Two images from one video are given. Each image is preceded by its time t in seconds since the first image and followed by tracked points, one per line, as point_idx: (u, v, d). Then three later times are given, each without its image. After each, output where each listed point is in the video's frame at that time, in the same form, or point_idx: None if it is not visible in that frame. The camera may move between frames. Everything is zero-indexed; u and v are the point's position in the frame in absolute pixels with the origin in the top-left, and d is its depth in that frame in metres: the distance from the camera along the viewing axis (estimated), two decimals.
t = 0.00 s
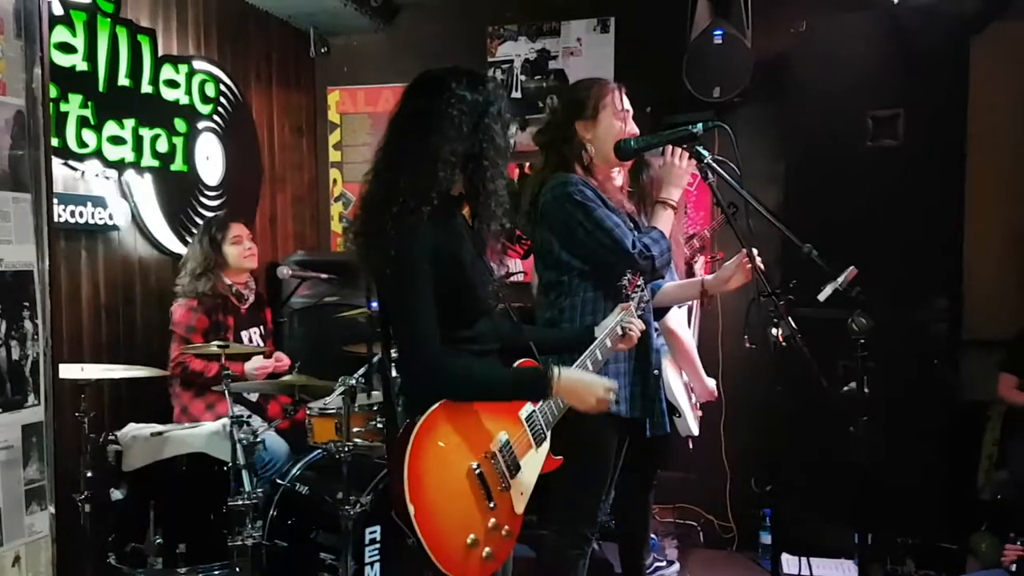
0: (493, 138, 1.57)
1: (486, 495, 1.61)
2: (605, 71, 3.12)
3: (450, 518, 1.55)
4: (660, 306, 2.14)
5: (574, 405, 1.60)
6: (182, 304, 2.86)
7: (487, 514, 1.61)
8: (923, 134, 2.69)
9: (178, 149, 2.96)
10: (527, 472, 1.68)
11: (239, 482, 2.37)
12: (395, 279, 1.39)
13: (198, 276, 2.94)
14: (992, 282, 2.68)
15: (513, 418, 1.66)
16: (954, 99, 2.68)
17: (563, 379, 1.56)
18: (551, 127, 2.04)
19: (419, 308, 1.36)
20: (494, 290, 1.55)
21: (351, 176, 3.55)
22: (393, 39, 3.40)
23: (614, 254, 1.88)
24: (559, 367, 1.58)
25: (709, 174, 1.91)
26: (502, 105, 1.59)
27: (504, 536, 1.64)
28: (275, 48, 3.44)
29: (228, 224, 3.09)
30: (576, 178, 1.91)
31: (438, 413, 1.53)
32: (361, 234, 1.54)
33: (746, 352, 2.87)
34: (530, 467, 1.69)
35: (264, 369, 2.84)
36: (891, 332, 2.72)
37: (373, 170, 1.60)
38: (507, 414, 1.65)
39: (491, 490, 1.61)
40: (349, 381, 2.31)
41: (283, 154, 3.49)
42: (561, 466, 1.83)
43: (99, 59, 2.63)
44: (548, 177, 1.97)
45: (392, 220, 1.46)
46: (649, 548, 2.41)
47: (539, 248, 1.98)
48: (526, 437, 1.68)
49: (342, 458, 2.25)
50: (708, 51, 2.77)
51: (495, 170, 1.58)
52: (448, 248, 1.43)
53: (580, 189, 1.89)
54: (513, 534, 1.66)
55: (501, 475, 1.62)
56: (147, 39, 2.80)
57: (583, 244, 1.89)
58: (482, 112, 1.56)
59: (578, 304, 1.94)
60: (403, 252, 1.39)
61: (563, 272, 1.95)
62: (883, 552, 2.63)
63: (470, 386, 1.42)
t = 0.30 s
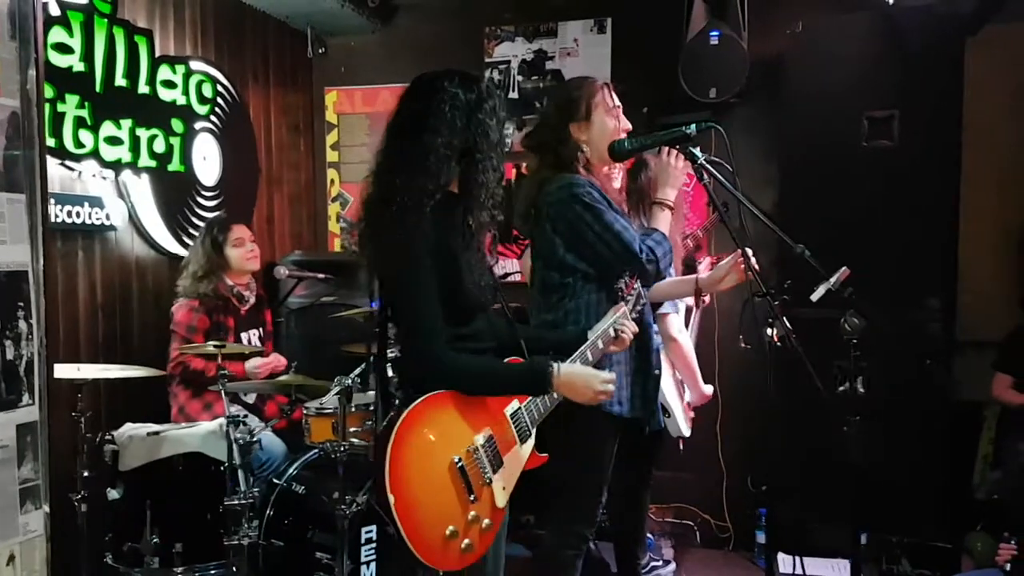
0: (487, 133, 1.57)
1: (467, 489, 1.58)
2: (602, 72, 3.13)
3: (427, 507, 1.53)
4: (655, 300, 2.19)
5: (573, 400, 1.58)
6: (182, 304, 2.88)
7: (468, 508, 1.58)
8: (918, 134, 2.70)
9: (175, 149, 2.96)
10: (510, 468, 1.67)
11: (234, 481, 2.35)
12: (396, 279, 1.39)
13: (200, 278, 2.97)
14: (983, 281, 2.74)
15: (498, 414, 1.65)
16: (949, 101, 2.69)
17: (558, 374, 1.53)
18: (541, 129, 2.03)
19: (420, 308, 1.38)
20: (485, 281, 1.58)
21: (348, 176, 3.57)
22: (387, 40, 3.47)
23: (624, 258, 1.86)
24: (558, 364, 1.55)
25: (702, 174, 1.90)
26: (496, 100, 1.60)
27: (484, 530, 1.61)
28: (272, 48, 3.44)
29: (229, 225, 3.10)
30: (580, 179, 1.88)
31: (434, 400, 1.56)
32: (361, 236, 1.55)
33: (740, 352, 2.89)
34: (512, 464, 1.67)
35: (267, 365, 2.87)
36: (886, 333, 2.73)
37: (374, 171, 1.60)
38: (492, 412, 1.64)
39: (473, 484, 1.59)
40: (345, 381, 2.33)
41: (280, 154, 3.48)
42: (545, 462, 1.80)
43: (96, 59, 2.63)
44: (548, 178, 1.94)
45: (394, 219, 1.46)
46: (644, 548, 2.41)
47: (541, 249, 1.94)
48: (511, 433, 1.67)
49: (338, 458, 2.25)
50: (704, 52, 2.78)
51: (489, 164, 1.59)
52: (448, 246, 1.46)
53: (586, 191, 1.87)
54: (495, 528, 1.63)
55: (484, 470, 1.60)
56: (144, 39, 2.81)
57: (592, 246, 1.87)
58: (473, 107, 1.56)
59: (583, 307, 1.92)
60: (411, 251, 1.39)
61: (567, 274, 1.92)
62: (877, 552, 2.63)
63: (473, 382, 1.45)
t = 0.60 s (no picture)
0: (497, 140, 1.58)
1: (450, 480, 1.59)
2: (601, 73, 3.13)
3: (406, 493, 1.55)
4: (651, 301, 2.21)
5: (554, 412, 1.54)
6: (184, 301, 2.81)
7: (450, 499, 1.59)
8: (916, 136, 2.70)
9: (173, 148, 2.97)
10: (496, 465, 1.65)
11: (231, 480, 2.34)
12: (408, 280, 1.42)
13: (201, 277, 2.91)
14: (980, 283, 2.72)
15: (487, 412, 1.65)
16: (945, 103, 2.70)
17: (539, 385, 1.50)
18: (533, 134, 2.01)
19: (427, 309, 1.40)
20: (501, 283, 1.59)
21: (348, 176, 3.57)
22: (387, 41, 3.48)
23: (630, 259, 1.87)
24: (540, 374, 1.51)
25: (698, 177, 1.90)
26: (506, 108, 1.61)
27: (468, 524, 1.60)
28: (271, 48, 3.44)
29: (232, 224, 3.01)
30: (584, 180, 1.88)
31: (418, 396, 1.56)
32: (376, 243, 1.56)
33: (737, 353, 2.90)
34: (499, 464, 1.66)
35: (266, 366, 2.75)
36: (883, 335, 2.73)
37: (389, 175, 1.62)
38: (480, 410, 1.64)
39: (456, 476, 1.59)
40: (342, 381, 2.33)
41: (280, 154, 3.49)
42: (538, 464, 1.75)
43: (95, 59, 2.64)
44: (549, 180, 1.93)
45: (408, 223, 1.48)
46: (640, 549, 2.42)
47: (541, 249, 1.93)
48: (499, 431, 1.66)
49: (335, 458, 2.26)
50: (702, 53, 2.78)
51: (499, 169, 1.59)
52: (461, 249, 1.46)
53: (591, 191, 1.86)
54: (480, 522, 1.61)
55: (468, 464, 1.60)
56: (143, 39, 2.81)
57: (597, 246, 1.87)
58: (484, 115, 1.57)
59: (588, 307, 1.91)
60: (423, 256, 1.42)
61: (572, 275, 1.91)
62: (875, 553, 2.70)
63: (472, 384, 1.46)
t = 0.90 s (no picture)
0: (498, 147, 1.57)
1: (446, 470, 1.61)
2: (601, 72, 3.13)
3: (400, 481, 1.59)
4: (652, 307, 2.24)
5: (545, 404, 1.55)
6: (183, 295, 2.79)
7: (445, 488, 1.60)
8: (915, 137, 2.70)
9: (173, 146, 2.97)
10: (495, 457, 1.65)
11: (229, 478, 2.35)
12: (412, 283, 1.43)
13: (201, 273, 2.90)
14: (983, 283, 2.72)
15: (484, 406, 1.65)
16: (945, 103, 2.70)
17: (529, 378, 1.51)
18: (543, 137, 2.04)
19: (429, 311, 1.42)
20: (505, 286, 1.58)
21: (348, 175, 3.57)
22: (388, 40, 3.48)
23: (621, 248, 1.86)
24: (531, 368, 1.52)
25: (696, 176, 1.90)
26: (510, 112, 1.60)
27: (465, 514, 1.60)
28: (271, 46, 3.44)
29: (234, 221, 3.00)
30: (581, 171, 1.89)
31: (412, 386, 1.59)
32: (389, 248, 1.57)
33: (736, 353, 2.90)
34: (498, 457, 1.65)
35: (260, 361, 2.83)
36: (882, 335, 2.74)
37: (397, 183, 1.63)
38: (477, 403, 1.65)
39: (452, 467, 1.61)
40: (340, 379, 2.32)
41: (280, 152, 3.49)
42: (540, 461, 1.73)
43: (95, 56, 2.64)
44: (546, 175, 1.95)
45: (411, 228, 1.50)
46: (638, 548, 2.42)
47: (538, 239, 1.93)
48: (496, 426, 1.65)
49: (334, 456, 2.27)
50: (702, 52, 2.79)
51: (502, 178, 1.58)
52: (462, 253, 1.46)
53: (585, 181, 1.87)
54: (478, 513, 1.61)
55: (463, 454, 1.62)
56: (143, 37, 2.81)
57: (590, 235, 1.87)
58: (486, 121, 1.57)
59: (580, 297, 1.91)
60: (426, 261, 1.42)
61: (569, 268, 1.92)
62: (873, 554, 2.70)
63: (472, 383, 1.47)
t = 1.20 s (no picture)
0: (482, 148, 1.58)
1: (447, 468, 1.62)
2: (600, 72, 3.14)
3: (402, 476, 1.61)
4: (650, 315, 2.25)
5: (548, 401, 1.54)
6: (177, 295, 2.80)
7: (446, 485, 1.61)
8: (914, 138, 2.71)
9: (172, 145, 2.97)
10: (498, 457, 1.66)
11: (227, 477, 2.34)
12: (411, 284, 1.46)
13: (195, 269, 2.87)
14: (982, 283, 2.71)
15: (490, 406, 1.67)
16: (944, 105, 2.71)
17: (532, 375, 1.50)
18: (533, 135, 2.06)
19: (428, 314, 1.45)
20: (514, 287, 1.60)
21: (347, 174, 3.56)
22: (389, 39, 3.48)
23: (606, 250, 1.86)
24: (534, 366, 1.51)
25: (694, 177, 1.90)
26: (499, 111, 1.62)
27: (466, 512, 1.60)
28: (271, 44, 3.45)
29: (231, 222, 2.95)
30: (569, 173, 1.90)
31: (416, 381, 1.62)
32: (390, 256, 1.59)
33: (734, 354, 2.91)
34: (503, 456, 1.67)
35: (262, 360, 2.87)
36: (880, 336, 2.75)
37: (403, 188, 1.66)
38: (482, 404, 1.66)
39: (454, 464, 1.62)
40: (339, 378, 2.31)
41: (279, 152, 3.49)
42: (546, 463, 1.75)
43: (94, 55, 2.64)
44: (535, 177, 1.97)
45: (408, 234, 1.53)
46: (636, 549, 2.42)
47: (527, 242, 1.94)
48: (503, 425, 1.67)
49: (331, 456, 2.27)
50: (702, 53, 2.79)
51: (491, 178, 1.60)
52: (460, 253, 1.49)
53: (572, 183, 1.89)
54: (479, 511, 1.61)
55: (466, 452, 1.63)
56: (142, 36, 2.82)
57: (576, 237, 1.88)
58: (467, 124, 1.59)
59: (567, 298, 1.92)
60: (423, 262, 1.46)
61: (557, 268, 1.92)
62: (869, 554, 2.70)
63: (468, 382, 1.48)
